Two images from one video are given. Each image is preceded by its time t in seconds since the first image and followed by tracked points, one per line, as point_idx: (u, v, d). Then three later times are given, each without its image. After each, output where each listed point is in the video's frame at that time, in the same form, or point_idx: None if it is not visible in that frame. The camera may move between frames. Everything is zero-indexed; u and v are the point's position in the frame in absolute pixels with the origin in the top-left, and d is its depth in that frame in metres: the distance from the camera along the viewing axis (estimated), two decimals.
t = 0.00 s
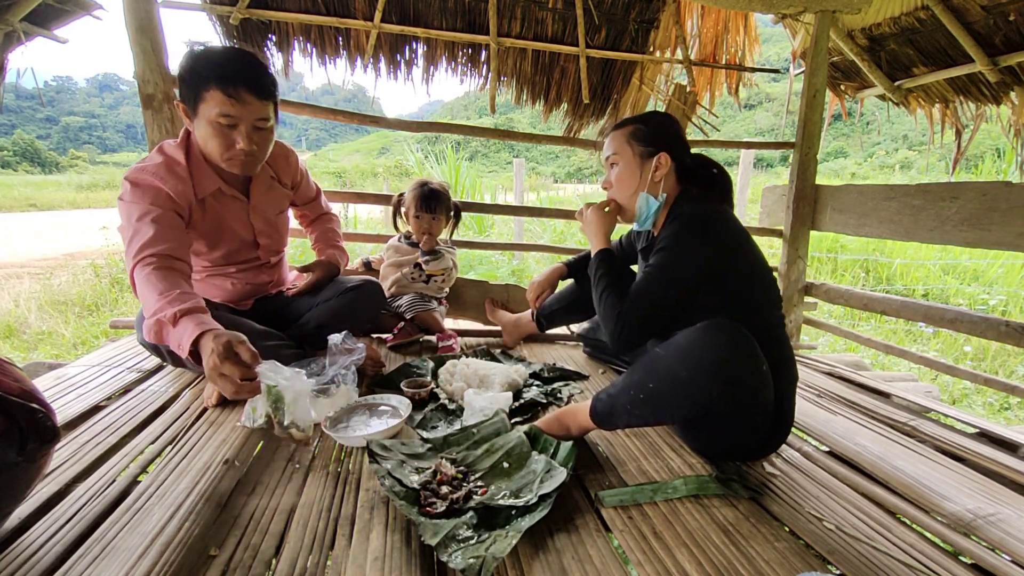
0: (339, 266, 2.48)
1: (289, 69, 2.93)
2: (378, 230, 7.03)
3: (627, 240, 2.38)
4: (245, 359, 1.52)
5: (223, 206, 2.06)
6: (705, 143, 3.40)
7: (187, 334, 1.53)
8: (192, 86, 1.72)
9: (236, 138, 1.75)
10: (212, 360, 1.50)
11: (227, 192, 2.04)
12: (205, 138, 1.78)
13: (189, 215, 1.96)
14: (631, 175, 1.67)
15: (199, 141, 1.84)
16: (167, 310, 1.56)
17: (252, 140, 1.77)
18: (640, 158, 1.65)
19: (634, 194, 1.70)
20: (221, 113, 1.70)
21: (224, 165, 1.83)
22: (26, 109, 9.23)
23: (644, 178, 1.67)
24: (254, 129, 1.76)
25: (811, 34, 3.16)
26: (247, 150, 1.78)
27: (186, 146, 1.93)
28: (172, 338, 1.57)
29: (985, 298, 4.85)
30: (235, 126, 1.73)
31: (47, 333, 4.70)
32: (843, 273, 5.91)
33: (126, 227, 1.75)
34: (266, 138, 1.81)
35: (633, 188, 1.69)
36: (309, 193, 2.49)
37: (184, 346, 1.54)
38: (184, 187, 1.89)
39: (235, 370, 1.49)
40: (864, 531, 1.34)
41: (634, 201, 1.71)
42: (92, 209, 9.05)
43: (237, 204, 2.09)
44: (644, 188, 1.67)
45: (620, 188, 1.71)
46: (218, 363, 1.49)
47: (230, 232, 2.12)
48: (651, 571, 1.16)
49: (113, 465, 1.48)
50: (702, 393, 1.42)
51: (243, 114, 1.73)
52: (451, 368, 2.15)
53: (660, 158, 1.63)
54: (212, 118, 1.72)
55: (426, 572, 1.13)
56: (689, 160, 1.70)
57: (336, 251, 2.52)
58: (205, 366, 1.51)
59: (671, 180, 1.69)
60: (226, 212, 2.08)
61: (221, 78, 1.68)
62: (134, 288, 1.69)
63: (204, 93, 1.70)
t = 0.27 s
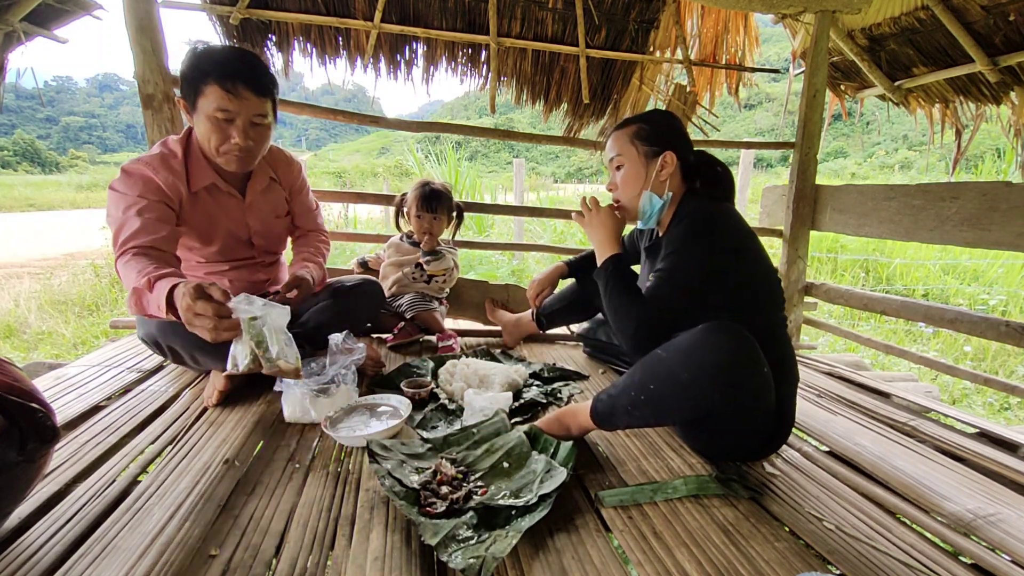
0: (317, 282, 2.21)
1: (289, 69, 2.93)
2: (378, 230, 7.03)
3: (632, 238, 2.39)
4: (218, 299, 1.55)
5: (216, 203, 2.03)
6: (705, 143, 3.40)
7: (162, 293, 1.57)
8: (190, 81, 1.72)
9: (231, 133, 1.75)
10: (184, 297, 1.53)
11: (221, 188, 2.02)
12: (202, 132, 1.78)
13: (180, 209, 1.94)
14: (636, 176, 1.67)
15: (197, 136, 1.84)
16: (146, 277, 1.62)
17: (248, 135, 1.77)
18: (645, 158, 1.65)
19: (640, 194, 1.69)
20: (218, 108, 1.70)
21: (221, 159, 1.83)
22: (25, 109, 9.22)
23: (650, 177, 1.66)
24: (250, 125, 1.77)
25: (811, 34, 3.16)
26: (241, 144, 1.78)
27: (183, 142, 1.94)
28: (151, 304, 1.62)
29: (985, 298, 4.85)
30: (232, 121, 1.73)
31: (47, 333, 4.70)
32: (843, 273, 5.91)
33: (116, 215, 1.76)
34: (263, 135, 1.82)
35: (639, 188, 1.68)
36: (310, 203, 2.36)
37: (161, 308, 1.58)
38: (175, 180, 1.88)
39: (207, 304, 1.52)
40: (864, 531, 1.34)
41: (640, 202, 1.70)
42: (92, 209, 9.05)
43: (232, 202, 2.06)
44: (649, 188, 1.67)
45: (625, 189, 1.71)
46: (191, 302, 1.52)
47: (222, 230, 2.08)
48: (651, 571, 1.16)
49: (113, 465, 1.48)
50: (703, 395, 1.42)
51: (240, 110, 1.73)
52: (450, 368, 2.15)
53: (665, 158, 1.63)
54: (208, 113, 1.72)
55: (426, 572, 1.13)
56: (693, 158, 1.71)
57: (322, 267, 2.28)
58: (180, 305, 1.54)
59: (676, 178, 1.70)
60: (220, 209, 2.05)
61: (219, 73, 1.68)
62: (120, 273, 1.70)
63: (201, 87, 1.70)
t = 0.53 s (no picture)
0: (299, 293, 1.98)
1: (289, 69, 2.93)
2: (378, 230, 7.03)
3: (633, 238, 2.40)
4: (218, 299, 1.53)
5: (209, 200, 2.00)
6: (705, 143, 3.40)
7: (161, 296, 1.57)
8: (187, 80, 1.72)
9: (227, 132, 1.75)
10: (184, 300, 1.52)
11: (217, 187, 1.99)
12: (198, 130, 1.78)
13: (172, 206, 1.92)
14: (640, 177, 1.67)
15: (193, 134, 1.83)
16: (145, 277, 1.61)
17: (244, 134, 1.77)
18: (648, 159, 1.65)
19: (643, 195, 1.69)
20: (214, 106, 1.70)
21: (217, 158, 1.83)
22: (25, 109, 9.22)
23: (653, 178, 1.67)
24: (246, 124, 1.76)
25: (811, 34, 3.16)
26: (237, 143, 1.77)
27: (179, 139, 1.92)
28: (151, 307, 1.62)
29: (985, 298, 4.85)
30: (228, 119, 1.73)
31: (47, 333, 4.70)
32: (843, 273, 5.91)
33: (112, 212, 1.76)
34: (258, 134, 1.82)
35: (642, 189, 1.69)
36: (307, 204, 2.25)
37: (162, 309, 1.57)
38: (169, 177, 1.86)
39: (206, 307, 1.49)
40: (864, 531, 1.34)
41: (644, 203, 1.71)
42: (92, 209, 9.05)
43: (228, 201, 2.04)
44: (653, 188, 1.68)
45: (628, 190, 1.71)
46: (191, 302, 1.50)
47: (216, 228, 2.06)
48: (651, 571, 1.16)
49: (113, 465, 1.48)
50: (704, 396, 1.42)
51: (236, 108, 1.72)
52: (451, 368, 2.15)
53: (669, 158, 1.64)
54: (205, 111, 1.72)
55: (426, 572, 1.13)
56: (696, 157, 1.72)
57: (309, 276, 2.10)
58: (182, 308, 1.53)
59: (679, 178, 1.70)
60: (215, 207, 2.03)
61: (215, 71, 1.68)
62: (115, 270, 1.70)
63: (198, 86, 1.70)
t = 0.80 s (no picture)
0: (292, 294, 1.95)
1: (289, 69, 2.93)
2: (378, 230, 7.03)
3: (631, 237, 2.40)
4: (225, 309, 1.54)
5: (204, 203, 1.99)
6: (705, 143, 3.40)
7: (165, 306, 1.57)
8: (185, 84, 1.71)
9: (225, 137, 1.75)
10: (190, 312, 1.52)
11: (212, 189, 1.98)
12: (195, 134, 1.77)
13: (168, 209, 1.92)
14: (639, 179, 1.67)
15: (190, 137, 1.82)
16: (146, 288, 1.61)
17: (241, 138, 1.76)
18: (647, 161, 1.65)
19: (643, 198, 1.70)
20: (212, 111, 1.69)
21: (214, 162, 1.83)
22: (25, 109, 9.22)
23: (653, 180, 1.67)
24: (244, 128, 1.75)
25: (811, 34, 3.16)
26: (234, 148, 1.77)
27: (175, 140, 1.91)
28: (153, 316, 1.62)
29: (985, 298, 4.85)
30: (226, 124, 1.72)
31: (47, 333, 4.69)
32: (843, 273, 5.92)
33: (107, 213, 1.76)
34: (257, 138, 1.81)
35: (641, 192, 1.69)
36: (306, 204, 2.21)
37: (166, 319, 1.58)
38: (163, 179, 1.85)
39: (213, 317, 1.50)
40: (864, 531, 1.34)
41: (643, 206, 1.71)
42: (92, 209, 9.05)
43: (224, 203, 2.03)
44: (652, 191, 1.68)
45: (628, 192, 1.71)
46: (200, 313, 1.50)
47: (212, 231, 2.05)
48: (651, 571, 1.16)
49: (113, 465, 1.48)
50: (704, 397, 1.42)
51: (234, 113, 1.71)
52: (451, 368, 2.15)
53: (668, 160, 1.63)
54: (203, 116, 1.71)
55: (426, 572, 1.13)
56: (696, 155, 1.72)
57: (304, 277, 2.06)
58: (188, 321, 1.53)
59: (679, 179, 1.70)
60: (211, 209, 2.02)
61: (212, 76, 1.67)
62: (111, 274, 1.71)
63: (196, 90, 1.69)
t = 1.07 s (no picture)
0: (293, 313, 1.95)
1: (289, 69, 2.93)
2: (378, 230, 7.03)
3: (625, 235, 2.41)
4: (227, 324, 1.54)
5: (203, 208, 1.99)
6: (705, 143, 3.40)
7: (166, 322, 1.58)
8: (186, 91, 1.68)
9: (227, 147, 1.73)
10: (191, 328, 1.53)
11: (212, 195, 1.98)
12: (195, 142, 1.75)
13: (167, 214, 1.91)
14: (633, 185, 1.67)
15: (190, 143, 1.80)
16: (145, 302, 1.62)
17: (242, 149, 1.75)
18: (641, 167, 1.64)
19: (637, 203, 1.69)
20: (213, 121, 1.67)
21: (214, 171, 1.81)
22: (26, 109, 9.22)
23: (647, 186, 1.66)
24: (246, 139, 1.74)
25: (811, 35, 3.16)
26: (236, 159, 1.76)
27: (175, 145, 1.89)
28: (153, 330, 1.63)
29: (985, 298, 4.85)
30: (227, 135, 1.71)
31: (47, 333, 4.69)
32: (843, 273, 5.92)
33: (105, 217, 1.76)
34: (258, 147, 1.79)
35: (635, 197, 1.69)
36: (308, 211, 2.18)
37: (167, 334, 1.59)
38: (162, 184, 1.83)
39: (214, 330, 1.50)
40: (864, 531, 1.34)
41: (637, 211, 1.71)
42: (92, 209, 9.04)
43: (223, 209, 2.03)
44: (646, 196, 1.67)
45: (622, 198, 1.71)
46: (201, 328, 1.51)
47: (211, 237, 2.05)
48: (651, 571, 1.16)
49: (113, 465, 1.48)
50: (704, 397, 1.42)
51: (236, 124, 1.70)
52: (450, 368, 2.15)
53: (662, 165, 1.62)
54: (203, 125, 1.69)
55: (426, 572, 1.13)
56: (695, 156, 1.71)
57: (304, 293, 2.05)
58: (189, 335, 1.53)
59: (675, 183, 1.68)
60: (210, 214, 2.02)
61: (214, 85, 1.64)
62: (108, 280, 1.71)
63: (197, 98, 1.66)
